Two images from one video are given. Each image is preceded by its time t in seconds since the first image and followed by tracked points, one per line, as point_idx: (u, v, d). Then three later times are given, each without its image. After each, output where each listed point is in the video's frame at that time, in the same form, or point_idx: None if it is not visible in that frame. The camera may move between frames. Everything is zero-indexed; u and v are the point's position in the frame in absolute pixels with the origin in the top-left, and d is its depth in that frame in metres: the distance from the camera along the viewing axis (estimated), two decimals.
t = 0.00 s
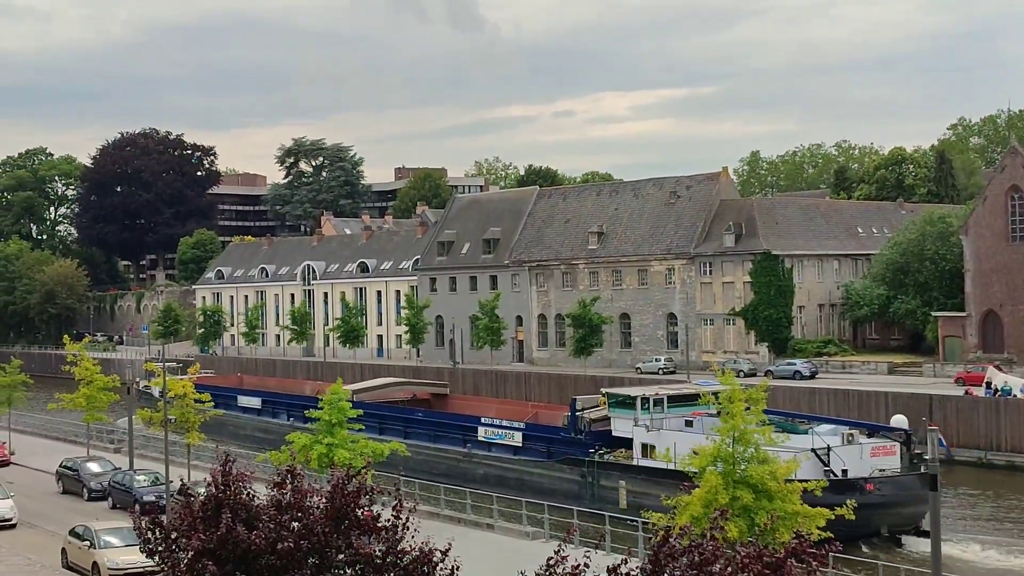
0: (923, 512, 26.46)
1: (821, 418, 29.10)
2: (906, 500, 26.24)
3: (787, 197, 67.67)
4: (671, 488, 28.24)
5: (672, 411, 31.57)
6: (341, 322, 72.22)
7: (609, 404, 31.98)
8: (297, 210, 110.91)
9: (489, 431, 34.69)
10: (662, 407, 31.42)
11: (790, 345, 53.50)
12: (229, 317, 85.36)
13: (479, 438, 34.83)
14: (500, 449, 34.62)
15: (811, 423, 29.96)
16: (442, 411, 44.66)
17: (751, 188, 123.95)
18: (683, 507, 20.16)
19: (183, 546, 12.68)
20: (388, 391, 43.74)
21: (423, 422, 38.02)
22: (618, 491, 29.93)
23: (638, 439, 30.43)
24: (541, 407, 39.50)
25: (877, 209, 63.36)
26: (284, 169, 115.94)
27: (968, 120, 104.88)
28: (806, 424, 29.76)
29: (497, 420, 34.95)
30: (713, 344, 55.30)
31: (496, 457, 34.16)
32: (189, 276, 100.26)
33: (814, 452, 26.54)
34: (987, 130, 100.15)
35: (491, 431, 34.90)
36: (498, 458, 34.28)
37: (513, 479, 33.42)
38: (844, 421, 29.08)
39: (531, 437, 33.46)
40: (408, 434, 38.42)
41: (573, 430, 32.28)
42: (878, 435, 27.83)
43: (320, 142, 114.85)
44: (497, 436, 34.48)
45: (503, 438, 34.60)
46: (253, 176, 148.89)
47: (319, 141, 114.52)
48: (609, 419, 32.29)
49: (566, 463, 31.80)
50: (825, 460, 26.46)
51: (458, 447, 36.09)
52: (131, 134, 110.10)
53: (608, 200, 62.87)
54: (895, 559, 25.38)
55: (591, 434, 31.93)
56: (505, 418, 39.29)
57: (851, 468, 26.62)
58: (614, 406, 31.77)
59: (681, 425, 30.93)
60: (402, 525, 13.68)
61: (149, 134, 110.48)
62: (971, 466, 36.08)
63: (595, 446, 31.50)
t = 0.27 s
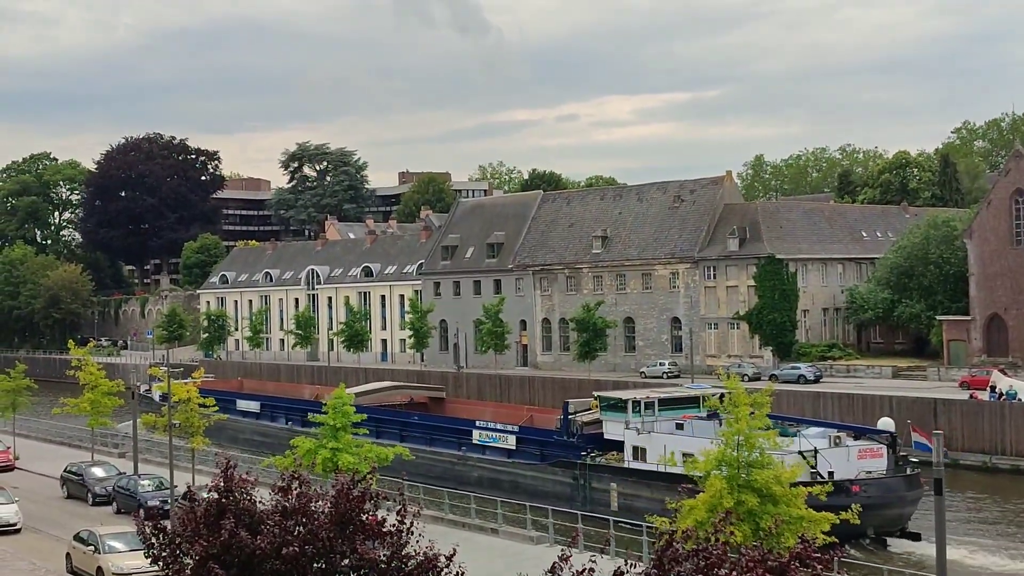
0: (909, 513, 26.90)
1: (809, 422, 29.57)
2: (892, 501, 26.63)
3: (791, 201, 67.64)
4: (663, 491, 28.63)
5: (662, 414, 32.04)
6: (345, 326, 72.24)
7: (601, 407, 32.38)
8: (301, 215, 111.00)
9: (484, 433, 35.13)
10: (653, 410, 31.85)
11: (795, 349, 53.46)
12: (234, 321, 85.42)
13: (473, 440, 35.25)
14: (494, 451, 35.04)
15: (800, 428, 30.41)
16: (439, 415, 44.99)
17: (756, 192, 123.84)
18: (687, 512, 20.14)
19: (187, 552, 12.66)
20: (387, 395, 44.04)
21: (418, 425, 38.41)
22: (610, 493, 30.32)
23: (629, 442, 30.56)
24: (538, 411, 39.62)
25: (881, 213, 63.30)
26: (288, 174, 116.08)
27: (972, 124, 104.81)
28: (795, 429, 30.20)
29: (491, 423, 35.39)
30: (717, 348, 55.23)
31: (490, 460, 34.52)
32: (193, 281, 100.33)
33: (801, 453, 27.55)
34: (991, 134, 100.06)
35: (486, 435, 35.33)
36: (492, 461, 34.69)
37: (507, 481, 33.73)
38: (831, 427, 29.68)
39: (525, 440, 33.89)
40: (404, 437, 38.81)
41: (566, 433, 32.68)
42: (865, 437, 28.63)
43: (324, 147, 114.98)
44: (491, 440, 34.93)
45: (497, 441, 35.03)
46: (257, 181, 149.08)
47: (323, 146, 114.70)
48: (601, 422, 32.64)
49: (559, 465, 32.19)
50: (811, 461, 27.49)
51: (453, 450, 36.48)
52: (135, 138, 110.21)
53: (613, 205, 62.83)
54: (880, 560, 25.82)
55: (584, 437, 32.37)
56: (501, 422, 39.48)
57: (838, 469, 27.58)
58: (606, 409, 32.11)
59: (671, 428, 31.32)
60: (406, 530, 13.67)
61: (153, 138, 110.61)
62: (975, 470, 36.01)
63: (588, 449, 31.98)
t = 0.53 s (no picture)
0: (894, 513, 27.14)
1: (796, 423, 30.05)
2: (879, 500, 26.86)
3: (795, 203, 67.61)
4: (655, 491, 29.10)
5: (655, 415, 32.32)
6: (349, 328, 72.29)
7: (594, 408, 32.69)
8: (305, 217, 111.06)
9: (478, 434, 35.60)
10: (645, 411, 32.16)
11: (798, 351, 53.40)
12: (238, 323, 85.48)
13: (468, 441, 35.72)
14: (489, 452, 35.52)
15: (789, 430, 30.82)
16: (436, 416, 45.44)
17: (759, 194, 123.83)
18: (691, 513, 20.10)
19: (191, 553, 12.65)
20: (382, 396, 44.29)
21: (414, 426, 38.91)
22: (601, 493, 30.79)
23: (620, 443, 31.05)
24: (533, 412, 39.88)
25: (885, 215, 63.24)
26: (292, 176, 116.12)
27: (976, 125, 104.71)
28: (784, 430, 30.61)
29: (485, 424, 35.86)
30: (721, 350, 55.14)
31: (484, 460, 35.00)
32: (197, 282, 100.37)
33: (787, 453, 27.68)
34: (995, 136, 99.94)
35: (480, 435, 35.82)
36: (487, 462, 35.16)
37: (501, 481, 34.11)
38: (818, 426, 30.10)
39: (519, 440, 34.37)
40: (400, 438, 39.31)
41: (559, 434, 33.15)
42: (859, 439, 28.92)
43: (328, 149, 115.04)
44: (486, 440, 35.41)
45: (492, 442, 35.50)
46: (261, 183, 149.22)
47: (327, 147, 114.77)
48: (593, 422, 33.00)
49: (552, 466, 32.57)
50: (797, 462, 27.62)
51: (448, 450, 36.96)
52: (139, 140, 110.27)
53: (616, 206, 62.80)
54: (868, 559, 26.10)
55: (576, 438, 32.86)
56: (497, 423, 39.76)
57: (825, 470, 27.66)
58: (597, 409, 32.42)
59: (662, 428, 31.81)
60: (410, 532, 13.65)
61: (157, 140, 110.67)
62: (980, 472, 35.95)
63: (580, 449, 32.45)
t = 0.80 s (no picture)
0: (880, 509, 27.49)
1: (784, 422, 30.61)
2: (866, 498, 27.23)
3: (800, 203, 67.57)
4: (646, 489, 29.38)
5: (646, 414, 33.16)
6: (353, 327, 72.32)
7: (587, 407, 33.53)
8: (310, 216, 111.15)
9: (473, 433, 36.07)
10: (637, 409, 32.89)
11: (803, 351, 53.33)
12: (243, 322, 85.55)
13: (464, 439, 36.19)
14: (484, 450, 36.01)
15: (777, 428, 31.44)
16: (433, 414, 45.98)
17: (764, 193, 123.71)
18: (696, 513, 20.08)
19: (196, 553, 12.66)
20: (379, 396, 44.64)
21: (411, 424, 39.47)
22: (593, 490, 31.12)
23: (612, 440, 31.63)
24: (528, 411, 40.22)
25: (890, 215, 63.15)
26: (297, 175, 116.15)
27: (981, 125, 104.54)
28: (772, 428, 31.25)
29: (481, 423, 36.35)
30: (726, 350, 55.09)
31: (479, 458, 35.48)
32: (202, 282, 100.42)
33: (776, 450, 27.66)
34: (1001, 136, 99.73)
35: (475, 434, 36.30)
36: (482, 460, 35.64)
37: (495, 479, 34.46)
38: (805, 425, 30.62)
39: (514, 439, 34.87)
40: (396, 436, 39.88)
41: (552, 431, 33.78)
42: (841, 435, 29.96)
43: (333, 148, 115.09)
44: (481, 438, 35.91)
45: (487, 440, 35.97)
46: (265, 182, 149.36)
47: (332, 147, 114.86)
48: (586, 420, 33.75)
49: (545, 464, 32.97)
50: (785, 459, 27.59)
51: (444, 448, 37.50)
52: (144, 139, 110.33)
53: (621, 206, 62.80)
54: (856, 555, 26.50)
55: (569, 436, 33.41)
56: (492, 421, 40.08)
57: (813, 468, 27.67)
58: (590, 409, 33.34)
59: (654, 426, 31.78)
60: (416, 531, 13.64)
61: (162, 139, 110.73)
62: (985, 472, 35.85)
63: (573, 447, 32.99)
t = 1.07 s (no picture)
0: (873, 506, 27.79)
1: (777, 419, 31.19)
2: (860, 495, 27.57)
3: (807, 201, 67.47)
4: (640, 486, 29.76)
5: (640, 411, 33.77)
6: (360, 326, 72.43)
7: (583, 404, 33.91)
8: (316, 215, 111.21)
9: (471, 430, 36.67)
10: (631, 407, 33.62)
11: (811, 350, 53.21)
12: (250, 320, 85.64)
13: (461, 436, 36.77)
14: (481, 447, 36.58)
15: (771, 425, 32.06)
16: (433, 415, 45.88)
17: (771, 192, 123.59)
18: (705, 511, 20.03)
19: (202, 551, 12.66)
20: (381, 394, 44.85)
21: (409, 422, 40.15)
22: (588, 488, 31.43)
23: (607, 438, 32.17)
24: (525, 409, 40.51)
25: (898, 214, 63.00)
26: (304, 173, 116.20)
27: (990, 124, 104.21)
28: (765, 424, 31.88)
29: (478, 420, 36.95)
30: (733, 349, 54.99)
31: (476, 455, 35.98)
32: (209, 280, 100.51)
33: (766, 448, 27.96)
34: (1010, 134, 99.44)
35: (472, 431, 36.88)
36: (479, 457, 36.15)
37: (491, 476, 35.04)
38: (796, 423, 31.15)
39: (510, 436, 35.48)
40: (395, 433, 40.60)
41: (548, 429, 34.55)
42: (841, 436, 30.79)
43: (339, 146, 115.14)
44: (478, 435, 36.47)
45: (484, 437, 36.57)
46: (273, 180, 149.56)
47: (339, 145, 114.90)
48: (581, 418, 34.47)
49: (541, 462, 33.31)
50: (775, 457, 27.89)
51: (441, 446, 38.16)
52: (152, 137, 110.43)
53: (628, 204, 62.75)
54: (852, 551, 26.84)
55: (564, 433, 34.20)
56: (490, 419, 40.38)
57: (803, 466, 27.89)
58: (586, 406, 33.72)
59: (649, 424, 32.41)
60: (423, 530, 13.64)
61: (170, 137, 110.82)
62: (993, 472, 35.81)
63: (568, 444, 33.68)
